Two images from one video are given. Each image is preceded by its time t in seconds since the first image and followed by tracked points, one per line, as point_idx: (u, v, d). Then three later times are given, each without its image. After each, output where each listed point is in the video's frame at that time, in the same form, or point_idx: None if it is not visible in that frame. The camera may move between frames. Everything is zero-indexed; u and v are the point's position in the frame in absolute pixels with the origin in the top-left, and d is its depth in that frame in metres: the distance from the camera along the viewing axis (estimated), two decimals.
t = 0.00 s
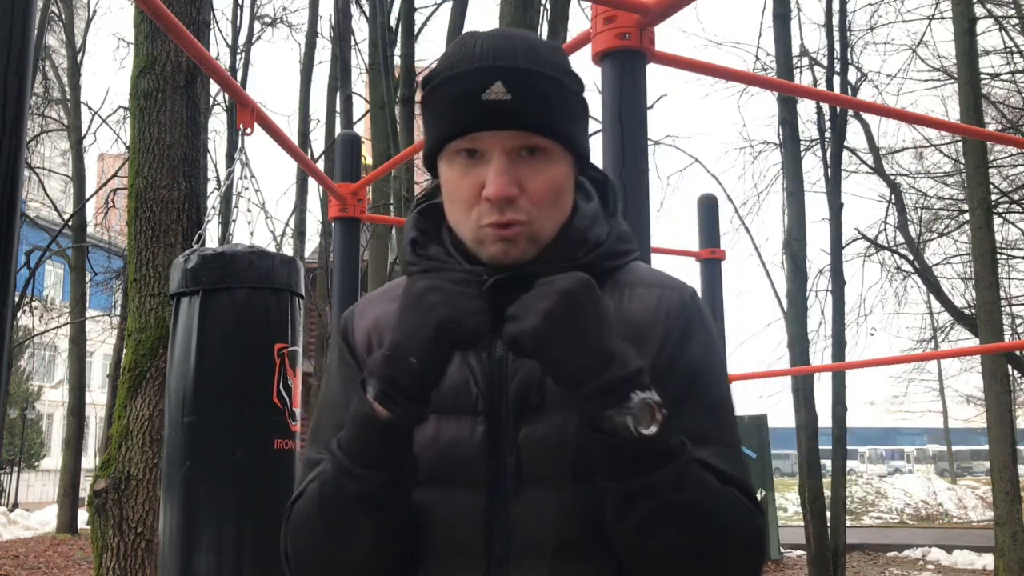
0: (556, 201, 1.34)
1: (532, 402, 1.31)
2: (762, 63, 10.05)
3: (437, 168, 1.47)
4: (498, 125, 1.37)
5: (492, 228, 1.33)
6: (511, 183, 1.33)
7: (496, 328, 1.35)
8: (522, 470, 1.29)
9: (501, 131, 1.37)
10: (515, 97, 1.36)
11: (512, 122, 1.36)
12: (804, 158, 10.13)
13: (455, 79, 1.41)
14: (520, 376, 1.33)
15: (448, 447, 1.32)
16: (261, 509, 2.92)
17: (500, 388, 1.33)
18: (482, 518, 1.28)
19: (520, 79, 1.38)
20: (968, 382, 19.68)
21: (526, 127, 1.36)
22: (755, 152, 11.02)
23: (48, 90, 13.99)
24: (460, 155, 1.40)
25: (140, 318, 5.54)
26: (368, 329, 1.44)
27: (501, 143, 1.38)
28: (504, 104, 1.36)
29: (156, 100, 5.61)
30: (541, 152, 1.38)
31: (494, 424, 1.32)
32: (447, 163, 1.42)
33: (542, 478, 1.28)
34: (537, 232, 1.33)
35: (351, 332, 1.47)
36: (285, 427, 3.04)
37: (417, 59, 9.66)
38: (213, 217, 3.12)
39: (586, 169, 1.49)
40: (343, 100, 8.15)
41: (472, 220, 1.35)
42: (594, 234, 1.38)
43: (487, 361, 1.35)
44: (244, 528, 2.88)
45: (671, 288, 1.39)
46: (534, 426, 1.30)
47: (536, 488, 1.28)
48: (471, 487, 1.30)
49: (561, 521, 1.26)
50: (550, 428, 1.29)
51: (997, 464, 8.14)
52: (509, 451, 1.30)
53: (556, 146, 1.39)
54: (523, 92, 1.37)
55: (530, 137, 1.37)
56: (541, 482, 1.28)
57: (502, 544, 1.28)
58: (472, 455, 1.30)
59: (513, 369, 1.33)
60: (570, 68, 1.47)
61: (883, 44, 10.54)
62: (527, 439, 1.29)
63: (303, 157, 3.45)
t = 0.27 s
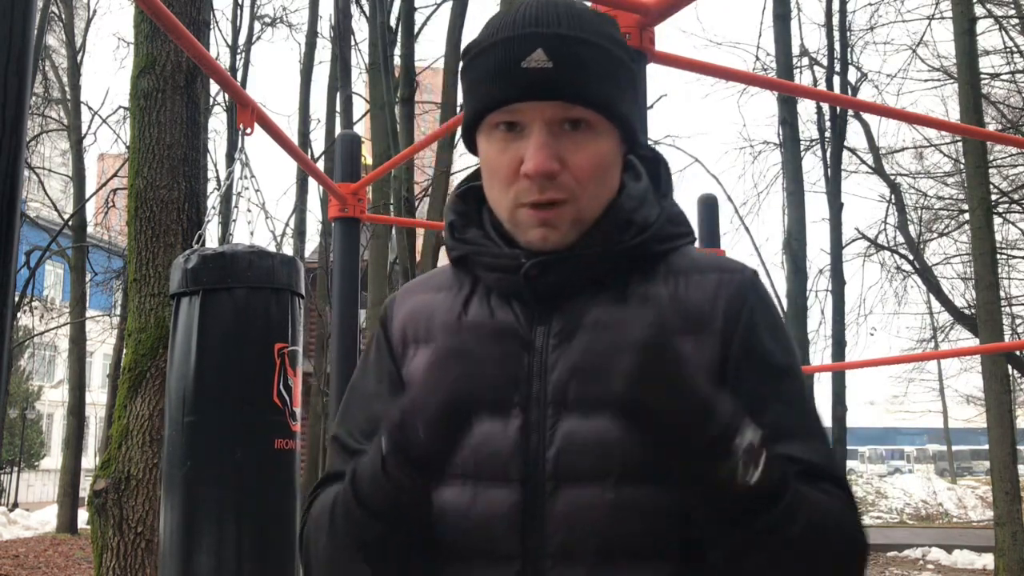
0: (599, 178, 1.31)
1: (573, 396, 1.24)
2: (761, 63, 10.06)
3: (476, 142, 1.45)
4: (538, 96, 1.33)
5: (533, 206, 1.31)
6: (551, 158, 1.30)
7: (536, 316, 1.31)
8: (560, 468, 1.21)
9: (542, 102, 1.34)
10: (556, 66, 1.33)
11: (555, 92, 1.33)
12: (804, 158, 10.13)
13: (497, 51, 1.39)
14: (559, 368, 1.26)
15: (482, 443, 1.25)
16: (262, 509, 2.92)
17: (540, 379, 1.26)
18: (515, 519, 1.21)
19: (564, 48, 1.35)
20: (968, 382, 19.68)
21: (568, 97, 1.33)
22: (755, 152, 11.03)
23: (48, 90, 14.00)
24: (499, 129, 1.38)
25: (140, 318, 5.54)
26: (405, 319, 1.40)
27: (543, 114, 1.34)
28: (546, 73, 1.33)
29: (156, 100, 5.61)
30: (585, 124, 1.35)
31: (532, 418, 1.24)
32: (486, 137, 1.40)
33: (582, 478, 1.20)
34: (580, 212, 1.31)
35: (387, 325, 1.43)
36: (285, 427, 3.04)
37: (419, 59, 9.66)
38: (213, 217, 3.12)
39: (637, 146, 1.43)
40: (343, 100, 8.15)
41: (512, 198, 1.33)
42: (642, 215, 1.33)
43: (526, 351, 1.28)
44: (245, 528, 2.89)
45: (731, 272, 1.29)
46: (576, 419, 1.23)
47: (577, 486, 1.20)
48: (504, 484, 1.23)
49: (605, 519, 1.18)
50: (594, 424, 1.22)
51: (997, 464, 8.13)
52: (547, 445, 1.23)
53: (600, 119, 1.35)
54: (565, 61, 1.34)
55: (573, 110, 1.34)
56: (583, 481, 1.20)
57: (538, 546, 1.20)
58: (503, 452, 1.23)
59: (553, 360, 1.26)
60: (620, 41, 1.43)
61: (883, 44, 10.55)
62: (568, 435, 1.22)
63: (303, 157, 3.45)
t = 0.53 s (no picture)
0: (618, 177, 1.34)
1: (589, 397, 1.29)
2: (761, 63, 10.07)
3: (488, 137, 1.47)
4: (558, 92, 1.36)
5: (551, 205, 1.34)
6: (572, 157, 1.32)
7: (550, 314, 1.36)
8: (578, 472, 1.26)
9: (561, 102, 1.37)
10: (577, 62, 1.36)
11: (575, 90, 1.36)
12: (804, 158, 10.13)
13: (514, 49, 1.41)
14: (576, 369, 1.30)
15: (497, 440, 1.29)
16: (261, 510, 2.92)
17: (556, 380, 1.31)
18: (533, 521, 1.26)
19: (582, 47, 1.38)
20: (967, 382, 19.68)
21: (588, 95, 1.36)
22: (755, 151, 11.03)
23: (48, 90, 13.99)
24: (515, 126, 1.40)
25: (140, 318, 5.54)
26: (411, 318, 1.41)
27: (562, 111, 1.37)
28: (567, 68, 1.36)
29: (156, 99, 5.61)
30: (604, 122, 1.38)
31: (548, 418, 1.29)
32: (500, 134, 1.42)
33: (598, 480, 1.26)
34: (598, 210, 1.34)
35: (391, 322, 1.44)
36: (284, 427, 3.04)
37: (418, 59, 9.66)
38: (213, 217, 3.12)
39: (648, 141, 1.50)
40: (343, 100, 8.15)
41: (528, 197, 1.35)
42: (659, 212, 1.37)
43: (539, 351, 1.33)
44: (244, 527, 2.89)
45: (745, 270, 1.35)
46: (595, 422, 1.27)
47: (595, 488, 1.26)
48: (520, 487, 1.27)
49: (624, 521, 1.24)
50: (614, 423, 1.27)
51: (997, 464, 8.14)
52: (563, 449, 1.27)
53: (619, 116, 1.38)
54: (585, 57, 1.37)
55: (594, 107, 1.37)
56: (602, 484, 1.26)
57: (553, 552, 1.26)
58: (521, 454, 1.27)
59: (569, 361, 1.31)
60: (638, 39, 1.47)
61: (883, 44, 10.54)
62: (585, 438, 1.27)
63: (303, 157, 3.45)
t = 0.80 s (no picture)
0: (587, 181, 1.34)
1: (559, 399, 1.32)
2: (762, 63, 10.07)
3: (458, 144, 1.46)
4: (529, 98, 1.36)
5: (522, 209, 1.32)
6: (543, 162, 1.32)
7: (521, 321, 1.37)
8: (547, 472, 1.29)
9: (532, 106, 1.36)
10: (549, 69, 1.36)
11: (546, 96, 1.35)
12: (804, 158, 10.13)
13: (485, 55, 1.40)
14: (546, 371, 1.33)
15: (470, 443, 1.32)
16: (257, 510, 2.92)
17: (525, 384, 1.33)
18: (504, 520, 1.28)
19: (554, 53, 1.38)
20: (968, 382, 19.68)
21: (559, 101, 1.36)
22: (755, 151, 11.02)
23: (48, 90, 13.98)
24: (486, 132, 1.39)
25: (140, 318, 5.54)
26: (381, 323, 1.47)
27: (533, 116, 1.36)
28: (538, 75, 1.35)
29: (156, 99, 5.61)
30: (573, 130, 1.38)
31: (519, 420, 1.32)
32: (471, 140, 1.41)
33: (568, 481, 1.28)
34: (569, 215, 1.33)
35: (363, 326, 1.50)
36: (282, 427, 3.04)
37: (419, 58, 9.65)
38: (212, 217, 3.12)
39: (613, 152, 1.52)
40: (343, 100, 8.14)
41: (499, 201, 1.34)
42: (624, 219, 1.39)
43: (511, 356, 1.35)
44: (241, 528, 2.88)
45: (706, 279, 1.41)
46: (564, 424, 1.30)
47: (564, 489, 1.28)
48: (493, 490, 1.30)
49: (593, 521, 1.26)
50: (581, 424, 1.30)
51: (997, 464, 8.14)
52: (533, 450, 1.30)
53: (586, 123, 1.38)
54: (557, 64, 1.36)
55: (563, 114, 1.37)
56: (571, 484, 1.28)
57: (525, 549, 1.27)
58: (492, 455, 1.30)
59: (539, 363, 1.34)
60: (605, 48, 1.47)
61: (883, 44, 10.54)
62: (555, 438, 1.30)
63: (303, 157, 3.45)
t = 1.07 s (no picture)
0: (484, 213, 1.30)
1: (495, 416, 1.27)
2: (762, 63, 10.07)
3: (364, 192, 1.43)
4: (410, 146, 1.31)
5: (425, 249, 1.30)
6: (434, 205, 1.29)
7: (457, 346, 1.34)
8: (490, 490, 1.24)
9: (414, 152, 1.32)
10: (420, 116, 1.29)
11: (425, 141, 1.30)
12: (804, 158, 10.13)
13: (361, 107, 1.35)
14: (483, 394, 1.29)
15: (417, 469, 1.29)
16: (255, 510, 2.91)
17: (463, 407, 1.29)
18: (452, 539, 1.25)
19: (425, 95, 1.30)
20: (968, 382, 19.69)
21: (440, 141, 1.30)
22: (755, 151, 11.02)
23: (48, 90, 13.98)
24: (381, 181, 1.36)
25: (140, 318, 5.54)
26: (332, 362, 1.45)
27: (417, 163, 1.32)
28: (411, 124, 1.30)
29: (156, 99, 5.61)
30: (462, 162, 1.32)
31: (461, 442, 1.28)
32: (371, 189, 1.38)
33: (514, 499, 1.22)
34: (472, 246, 1.30)
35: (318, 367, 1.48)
36: (280, 428, 3.04)
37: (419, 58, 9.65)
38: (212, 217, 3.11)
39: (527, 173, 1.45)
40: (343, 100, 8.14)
41: (403, 244, 1.32)
42: (545, 238, 1.34)
43: (449, 380, 1.32)
44: (238, 529, 2.88)
45: (639, 286, 1.33)
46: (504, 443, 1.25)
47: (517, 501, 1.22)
48: (441, 512, 1.26)
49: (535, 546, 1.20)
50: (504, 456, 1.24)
51: (997, 464, 8.13)
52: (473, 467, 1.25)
53: (476, 155, 1.32)
54: (427, 107, 1.30)
55: (448, 152, 1.31)
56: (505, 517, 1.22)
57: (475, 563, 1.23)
58: (435, 479, 1.27)
59: (475, 387, 1.29)
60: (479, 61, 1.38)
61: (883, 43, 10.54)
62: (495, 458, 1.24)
63: (303, 158, 3.45)
